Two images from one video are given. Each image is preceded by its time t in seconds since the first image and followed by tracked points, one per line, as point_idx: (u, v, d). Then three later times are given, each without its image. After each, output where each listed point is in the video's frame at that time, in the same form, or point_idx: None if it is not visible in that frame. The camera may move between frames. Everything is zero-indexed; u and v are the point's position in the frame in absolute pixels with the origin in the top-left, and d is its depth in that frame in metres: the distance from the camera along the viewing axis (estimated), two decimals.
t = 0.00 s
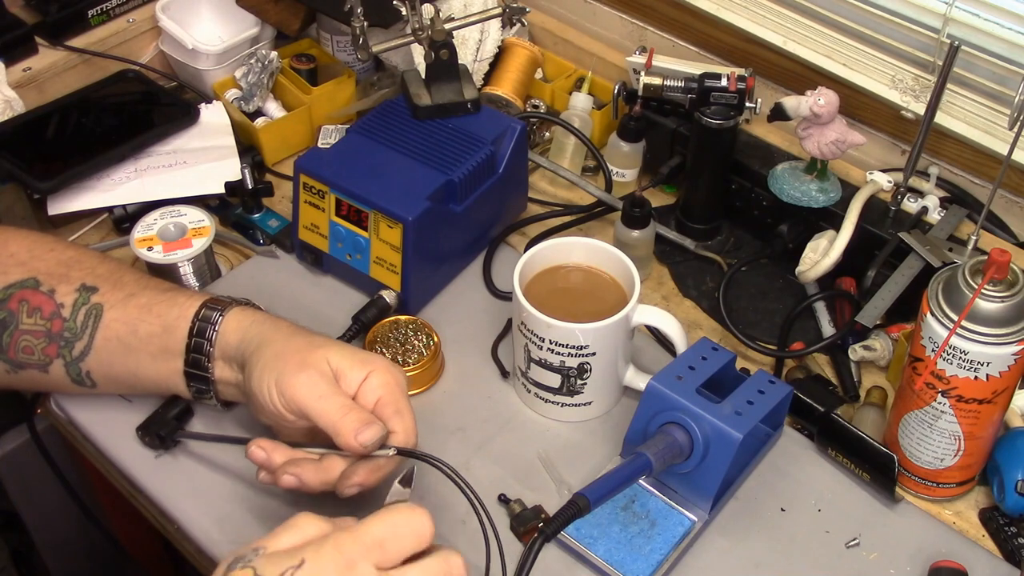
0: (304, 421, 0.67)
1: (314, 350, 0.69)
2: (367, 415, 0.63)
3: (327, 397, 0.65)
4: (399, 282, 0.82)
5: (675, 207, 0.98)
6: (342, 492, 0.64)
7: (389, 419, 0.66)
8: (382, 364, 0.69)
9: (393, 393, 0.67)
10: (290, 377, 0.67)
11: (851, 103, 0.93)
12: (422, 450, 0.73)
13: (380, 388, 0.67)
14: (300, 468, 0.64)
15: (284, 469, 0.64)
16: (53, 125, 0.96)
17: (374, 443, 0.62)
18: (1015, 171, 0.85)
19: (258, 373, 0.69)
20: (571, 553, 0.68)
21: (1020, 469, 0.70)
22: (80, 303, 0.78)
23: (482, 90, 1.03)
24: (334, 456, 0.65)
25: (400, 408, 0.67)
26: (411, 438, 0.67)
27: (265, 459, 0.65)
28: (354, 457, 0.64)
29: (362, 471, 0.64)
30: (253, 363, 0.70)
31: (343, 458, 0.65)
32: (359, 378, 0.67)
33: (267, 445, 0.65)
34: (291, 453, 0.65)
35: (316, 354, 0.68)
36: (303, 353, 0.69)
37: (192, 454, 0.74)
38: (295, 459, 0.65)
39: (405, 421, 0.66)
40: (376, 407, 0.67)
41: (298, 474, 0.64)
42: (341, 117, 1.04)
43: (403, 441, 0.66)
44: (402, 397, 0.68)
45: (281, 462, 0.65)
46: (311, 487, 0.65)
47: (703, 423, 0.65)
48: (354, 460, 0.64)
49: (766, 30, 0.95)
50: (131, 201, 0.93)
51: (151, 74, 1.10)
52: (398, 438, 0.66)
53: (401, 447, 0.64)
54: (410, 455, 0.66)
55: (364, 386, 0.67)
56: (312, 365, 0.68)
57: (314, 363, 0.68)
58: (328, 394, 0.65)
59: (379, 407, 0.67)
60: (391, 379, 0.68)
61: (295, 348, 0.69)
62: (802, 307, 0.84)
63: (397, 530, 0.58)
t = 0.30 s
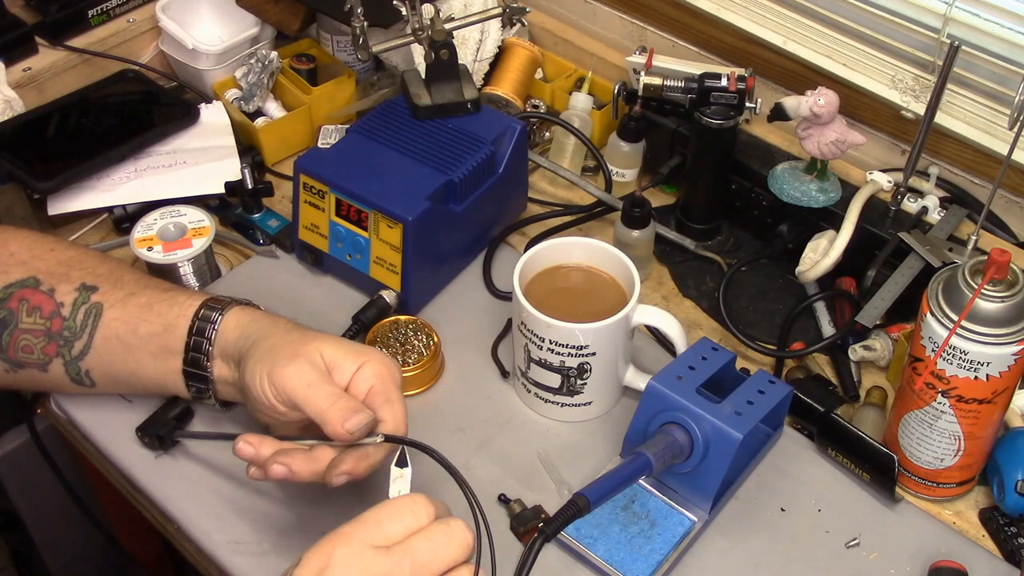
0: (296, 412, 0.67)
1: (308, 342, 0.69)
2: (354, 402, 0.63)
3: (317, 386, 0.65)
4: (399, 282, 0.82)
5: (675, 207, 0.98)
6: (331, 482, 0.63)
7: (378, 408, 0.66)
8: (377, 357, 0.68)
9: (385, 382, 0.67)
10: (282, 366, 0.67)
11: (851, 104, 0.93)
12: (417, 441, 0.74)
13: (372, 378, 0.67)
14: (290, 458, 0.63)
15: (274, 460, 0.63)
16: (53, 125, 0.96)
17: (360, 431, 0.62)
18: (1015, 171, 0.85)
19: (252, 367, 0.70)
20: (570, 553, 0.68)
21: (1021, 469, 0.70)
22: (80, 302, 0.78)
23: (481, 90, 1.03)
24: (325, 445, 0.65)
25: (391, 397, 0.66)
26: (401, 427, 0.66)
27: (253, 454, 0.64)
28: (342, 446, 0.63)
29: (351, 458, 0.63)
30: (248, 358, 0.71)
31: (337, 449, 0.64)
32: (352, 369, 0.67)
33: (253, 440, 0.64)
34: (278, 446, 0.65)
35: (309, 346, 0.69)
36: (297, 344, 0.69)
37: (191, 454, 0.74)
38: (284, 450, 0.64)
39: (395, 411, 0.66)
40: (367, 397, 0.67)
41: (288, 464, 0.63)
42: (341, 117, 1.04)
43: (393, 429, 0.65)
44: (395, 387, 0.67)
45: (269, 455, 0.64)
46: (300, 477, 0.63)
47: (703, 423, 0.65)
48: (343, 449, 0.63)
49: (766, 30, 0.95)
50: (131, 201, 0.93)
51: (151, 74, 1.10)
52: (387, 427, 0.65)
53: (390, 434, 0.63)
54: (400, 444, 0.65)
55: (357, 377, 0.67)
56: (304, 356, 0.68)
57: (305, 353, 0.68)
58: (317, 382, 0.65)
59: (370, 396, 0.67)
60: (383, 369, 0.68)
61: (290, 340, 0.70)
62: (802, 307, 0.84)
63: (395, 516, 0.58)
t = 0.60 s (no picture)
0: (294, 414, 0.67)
1: (307, 342, 0.69)
2: (353, 404, 0.64)
3: (316, 387, 0.65)
4: (399, 282, 0.82)
5: (675, 207, 0.98)
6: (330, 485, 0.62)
7: (377, 408, 0.66)
8: (375, 356, 0.69)
9: (384, 382, 0.67)
10: (280, 367, 0.67)
11: (851, 104, 0.93)
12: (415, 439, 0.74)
13: (370, 377, 0.67)
14: (290, 459, 0.63)
15: (274, 461, 0.64)
16: (53, 125, 0.96)
17: (356, 433, 0.62)
18: (1015, 171, 0.85)
19: (251, 368, 0.70)
20: (570, 553, 0.68)
21: (1021, 469, 0.70)
22: (80, 303, 0.78)
23: (481, 90, 1.03)
24: (324, 447, 0.65)
25: (389, 397, 0.66)
26: (401, 427, 0.66)
27: (253, 456, 0.65)
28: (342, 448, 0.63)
29: (352, 461, 0.62)
30: (247, 360, 0.71)
31: (335, 450, 0.65)
32: (350, 369, 0.68)
33: (253, 442, 0.65)
34: (277, 448, 0.65)
35: (308, 347, 0.68)
36: (295, 344, 0.69)
37: (191, 454, 0.74)
38: (284, 452, 0.65)
39: (394, 411, 0.66)
40: (366, 397, 0.67)
41: (287, 465, 0.63)
42: (341, 117, 1.04)
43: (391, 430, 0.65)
44: (395, 388, 0.67)
45: (268, 457, 0.65)
46: (300, 478, 0.64)
47: (703, 423, 0.65)
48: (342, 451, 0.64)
49: (766, 30, 0.95)
50: (131, 201, 0.93)
51: (151, 74, 1.10)
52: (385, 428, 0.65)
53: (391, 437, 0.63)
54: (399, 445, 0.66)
55: (356, 377, 0.67)
56: (302, 357, 0.68)
57: (304, 354, 0.68)
58: (316, 383, 0.65)
59: (369, 397, 0.67)
60: (382, 369, 0.68)
61: (289, 341, 0.70)
62: (802, 307, 0.84)
63: (392, 499, 0.58)
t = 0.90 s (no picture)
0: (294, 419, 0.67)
1: (306, 346, 0.69)
2: (354, 411, 0.63)
3: (316, 393, 0.65)
4: (399, 282, 0.82)
5: (675, 207, 0.98)
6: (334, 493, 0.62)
7: (377, 413, 0.66)
8: (375, 358, 0.68)
9: (383, 386, 0.67)
10: (280, 373, 0.67)
11: (851, 104, 0.93)
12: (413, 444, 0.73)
13: (370, 381, 0.67)
14: (291, 465, 0.63)
15: (276, 467, 0.63)
16: (53, 126, 0.96)
17: (357, 440, 0.62)
18: (1015, 171, 0.85)
19: (251, 373, 0.70)
20: (571, 553, 0.68)
21: (1021, 469, 0.70)
22: (80, 303, 0.78)
23: (482, 90, 1.03)
24: (325, 452, 0.65)
25: (389, 402, 0.66)
26: (400, 434, 0.66)
27: (254, 461, 0.65)
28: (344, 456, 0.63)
29: (355, 470, 0.62)
30: (246, 364, 0.71)
31: (337, 457, 0.64)
32: (350, 373, 0.67)
33: (255, 447, 0.65)
34: (279, 453, 0.65)
35: (306, 352, 0.68)
36: (295, 349, 0.69)
37: (191, 454, 0.74)
38: (284, 457, 0.64)
39: (394, 417, 0.66)
40: (365, 401, 0.67)
41: (289, 472, 0.63)
42: (341, 117, 1.04)
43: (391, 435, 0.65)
44: (394, 392, 0.67)
45: (270, 462, 0.64)
46: (302, 484, 0.63)
47: (703, 423, 0.65)
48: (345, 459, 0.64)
49: (766, 30, 0.95)
50: (131, 201, 0.93)
51: (151, 74, 1.10)
52: (386, 433, 0.65)
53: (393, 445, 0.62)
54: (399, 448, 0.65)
55: (355, 380, 0.67)
56: (301, 362, 0.68)
57: (303, 359, 0.68)
58: (316, 390, 0.65)
59: (369, 400, 0.66)
60: (382, 372, 0.68)
61: (287, 345, 0.70)
62: (802, 307, 0.84)
63: (392, 497, 0.58)
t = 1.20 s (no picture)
0: (293, 424, 0.68)
1: (300, 349, 0.69)
2: (350, 412, 0.63)
3: (313, 398, 0.65)
4: (399, 282, 0.82)
5: (675, 207, 0.98)
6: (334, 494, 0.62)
7: (374, 411, 0.65)
8: (371, 355, 0.68)
9: (380, 383, 0.67)
10: (275, 378, 0.67)
11: (851, 104, 0.93)
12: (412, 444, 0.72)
13: (366, 378, 0.67)
14: (293, 466, 0.63)
15: (277, 469, 0.64)
16: (52, 125, 0.96)
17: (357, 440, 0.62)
18: (1015, 171, 0.85)
19: (247, 377, 0.70)
20: (571, 553, 0.68)
21: (1020, 469, 0.70)
22: (78, 304, 0.78)
23: (482, 90, 1.03)
24: (325, 451, 0.65)
25: (386, 399, 0.66)
26: (399, 431, 0.65)
27: (257, 461, 0.65)
28: (343, 455, 0.63)
29: (355, 470, 0.62)
30: (242, 369, 0.71)
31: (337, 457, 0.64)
32: (345, 372, 0.67)
33: (258, 447, 0.65)
34: (281, 453, 0.65)
35: (300, 356, 0.68)
36: (288, 352, 0.69)
37: (191, 454, 0.74)
38: (287, 458, 0.65)
39: (391, 414, 0.66)
40: (362, 399, 0.66)
41: (291, 472, 0.63)
42: (341, 117, 1.04)
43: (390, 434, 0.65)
44: (391, 388, 0.67)
45: (273, 462, 0.65)
46: (304, 484, 0.64)
47: (703, 423, 0.65)
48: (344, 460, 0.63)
49: (766, 30, 0.95)
50: (131, 200, 0.93)
51: (151, 74, 1.10)
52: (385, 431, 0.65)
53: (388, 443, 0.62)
54: (399, 444, 0.65)
55: (351, 378, 0.67)
56: (296, 367, 0.68)
57: (298, 364, 0.68)
58: (313, 395, 0.66)
59: (365, 398, 0.66)
60: (378, 369, 0.68)
61: (281, 348, 0.69)
62: (803, 307, 0.84)
63: (383, 483, 0.58)
